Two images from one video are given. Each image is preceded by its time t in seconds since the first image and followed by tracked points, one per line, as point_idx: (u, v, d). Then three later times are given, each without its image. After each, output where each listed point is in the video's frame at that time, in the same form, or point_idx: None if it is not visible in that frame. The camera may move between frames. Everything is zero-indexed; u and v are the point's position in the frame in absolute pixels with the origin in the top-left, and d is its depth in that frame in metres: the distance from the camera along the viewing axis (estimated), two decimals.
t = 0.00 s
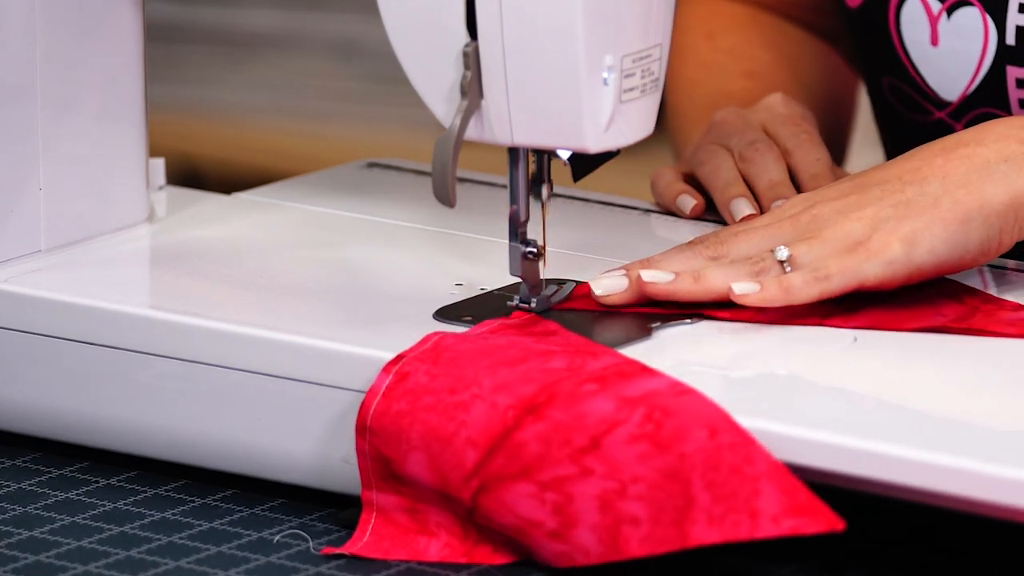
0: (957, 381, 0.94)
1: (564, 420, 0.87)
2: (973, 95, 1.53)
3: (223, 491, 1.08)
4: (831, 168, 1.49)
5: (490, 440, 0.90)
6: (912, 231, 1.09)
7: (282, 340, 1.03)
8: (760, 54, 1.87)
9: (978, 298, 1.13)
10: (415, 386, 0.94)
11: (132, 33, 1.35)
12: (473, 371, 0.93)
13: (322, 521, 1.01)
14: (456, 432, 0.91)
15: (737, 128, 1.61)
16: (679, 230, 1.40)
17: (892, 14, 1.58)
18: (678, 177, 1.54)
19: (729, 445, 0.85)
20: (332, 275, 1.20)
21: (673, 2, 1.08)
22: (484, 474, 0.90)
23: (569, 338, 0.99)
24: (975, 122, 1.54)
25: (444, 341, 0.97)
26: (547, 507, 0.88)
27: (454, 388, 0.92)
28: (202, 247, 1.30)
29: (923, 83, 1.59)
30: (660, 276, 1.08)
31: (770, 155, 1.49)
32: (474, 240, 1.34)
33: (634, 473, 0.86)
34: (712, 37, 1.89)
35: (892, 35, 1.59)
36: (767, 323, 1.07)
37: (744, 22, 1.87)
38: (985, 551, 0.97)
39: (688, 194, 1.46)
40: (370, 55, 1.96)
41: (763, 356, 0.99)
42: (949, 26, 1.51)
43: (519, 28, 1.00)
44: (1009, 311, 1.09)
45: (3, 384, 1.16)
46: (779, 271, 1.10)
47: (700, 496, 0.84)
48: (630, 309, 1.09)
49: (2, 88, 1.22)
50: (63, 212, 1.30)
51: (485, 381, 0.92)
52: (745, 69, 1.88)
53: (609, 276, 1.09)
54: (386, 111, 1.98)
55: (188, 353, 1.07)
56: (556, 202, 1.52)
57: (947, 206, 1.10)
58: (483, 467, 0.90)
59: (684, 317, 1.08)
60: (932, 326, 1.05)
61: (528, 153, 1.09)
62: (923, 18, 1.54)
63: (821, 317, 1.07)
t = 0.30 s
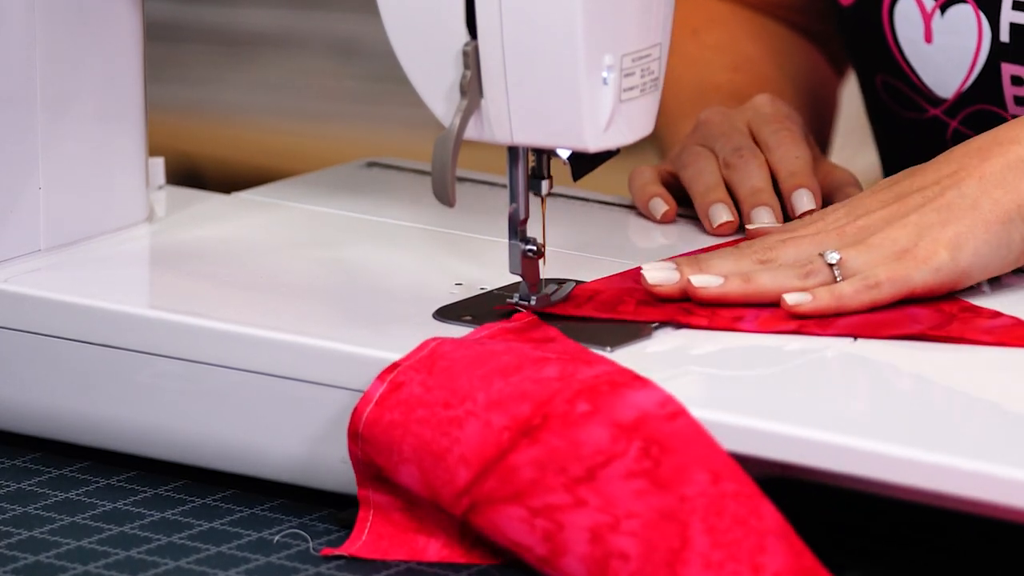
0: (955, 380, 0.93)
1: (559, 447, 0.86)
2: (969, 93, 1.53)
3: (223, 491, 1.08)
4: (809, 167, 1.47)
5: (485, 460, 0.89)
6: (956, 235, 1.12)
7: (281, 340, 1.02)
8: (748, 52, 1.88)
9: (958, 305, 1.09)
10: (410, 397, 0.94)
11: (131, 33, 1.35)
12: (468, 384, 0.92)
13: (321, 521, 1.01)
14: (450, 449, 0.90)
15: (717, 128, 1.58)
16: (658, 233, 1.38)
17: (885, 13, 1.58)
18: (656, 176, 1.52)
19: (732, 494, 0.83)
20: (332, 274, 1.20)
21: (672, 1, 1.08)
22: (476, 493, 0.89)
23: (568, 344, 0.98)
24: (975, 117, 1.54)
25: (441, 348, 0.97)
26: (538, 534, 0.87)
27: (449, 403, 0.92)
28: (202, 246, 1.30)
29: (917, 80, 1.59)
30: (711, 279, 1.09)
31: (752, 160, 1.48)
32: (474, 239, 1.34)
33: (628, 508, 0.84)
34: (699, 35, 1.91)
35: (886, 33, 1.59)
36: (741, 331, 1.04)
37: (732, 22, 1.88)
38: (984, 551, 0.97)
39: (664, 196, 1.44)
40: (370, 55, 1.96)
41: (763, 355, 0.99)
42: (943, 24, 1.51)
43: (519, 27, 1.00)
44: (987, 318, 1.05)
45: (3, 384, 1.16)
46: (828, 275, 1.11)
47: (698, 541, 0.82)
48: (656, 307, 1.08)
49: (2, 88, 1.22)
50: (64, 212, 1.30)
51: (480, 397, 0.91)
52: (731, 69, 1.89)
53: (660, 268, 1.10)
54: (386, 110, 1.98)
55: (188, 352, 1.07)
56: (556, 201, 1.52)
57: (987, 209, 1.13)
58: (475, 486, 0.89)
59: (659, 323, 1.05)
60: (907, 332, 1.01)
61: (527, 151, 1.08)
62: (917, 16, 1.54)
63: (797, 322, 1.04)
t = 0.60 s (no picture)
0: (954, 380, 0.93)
1: (545, 463, 0.86)
2: (970, 92, 1.53)
3: (223, 491, 1.08)
4: (794, 170, 1.42)
5: (472, 477, 0.89)
6: (948, 247, 1.10)
7: (282, 340, 1.03)
8: (743, 45, 1.89)
9: (936, 314, 1.08)
10: (393, 414, 0.93)
11: (132, 32, 1.35)
12: (451, 401, 0.91)
13: (322, 521, 1.01)
14: (434, 464, 0.90)
15: (705, 125, 1.54)
16: (637, 237, 1.37)
17: (888, 12, 1.57)
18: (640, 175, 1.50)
19: (724, 514, 0.84)
20: (332, 275, 1.20)
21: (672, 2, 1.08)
22: (461, 509, 0.89)
23: (549, 352, 0.97)
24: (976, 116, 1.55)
25: (420, 362, 0.95)
26: (523, 549, 0.86)
27: (433, 419, 0.91)
28: (203, 247, 1.30)
29: (919, 80, 1.59)
30: (697, 289, 1.08)
31: (738, 162, 1.43)
32: (473, 239, 1.34)
33: (615, 524, 0.84)
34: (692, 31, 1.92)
35: (888, 33, 1.59)
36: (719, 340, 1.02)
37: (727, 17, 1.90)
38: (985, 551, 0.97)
39: (646, 201, 1.41)
40: (370, 55, 1.96)
41: (766, 355, 0.99)
42: (945, 22, 1.50)
43: (519, 27, 1.00)
44: (967, 327, 1.03)
45: (3, 385, 1.16)
46: (816, 283, 1.10)
47: (690, 559, 0.83)
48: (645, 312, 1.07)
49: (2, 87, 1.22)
50: (64, 212, 1.30)
51: (464, 413, 0.90)
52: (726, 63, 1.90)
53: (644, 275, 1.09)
54: (385, 110, 1.98)
55: (188, 352, 1.07)
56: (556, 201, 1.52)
57: (981, 223, 1.11)
58: (460, 502, 0.89)
59: (639, 331, 1.03)
60: (885, 341, 1.00)
61: (527, 152, 1.08)
62: (919, 15, 1.53)
63: (776, 330, 1.03)
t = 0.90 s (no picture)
0: (952, 381, 0.93)
1: (539, 468, 0.86)
2: (971, 93, 1.53)
3: (223, 491, 1.08)
4: (778, 173, 1.39)
5: (463, 485, 0.88)
6: (932, 253, 1.08)
7: (281, 340, 1.03)
8: (740, 46, 1.93)
9: (917, 321, 1.07)
10: (382, 422, 0.93)
11: (131, 32, 1.35)
12: (441, 408, 0.91)
13: (321, 521, 1.01)
14: (425, 473, 0.89)
15: (694, 126, 1.50)
16: (621, 242, 1.35)
17: (889, 14, 1.58)
18: (626, 177, 1.47)
19: (719, 515, 0.84)
20: (332, 275, 1.20)
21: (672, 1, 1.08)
22: (454, 516, 0.88)
23: (532, 354, 0.96)
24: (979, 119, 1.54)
25: (405, 368, 0.95)
26: (518, 555, 0.86)
27: (422, 426, 0.91)
28: (203, 247, 1.30)
29: (919, 80, 1.59)
30: (678, 296, 1.05)
31: (723, 167, 1.40)
32: (473, 239, 1.34)
33: (612, 527, 0.84)
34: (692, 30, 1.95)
35: (889, 35, 1.59)
36: (699, 348, 1.01)
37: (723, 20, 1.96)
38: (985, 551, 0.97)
39: (630, 206, 1.39)
40: (370, 55, 1.96)
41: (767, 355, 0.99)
42: (945, 23, 1.50)
43: (519, 27, 1.00)
44: (947, 334, 1.02)
45: (3, 384, 1.15)
46: (798, 290, 1.07)
47: (686, 560, 0.83)
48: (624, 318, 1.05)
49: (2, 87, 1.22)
50: (64, 212, 1.30)
51: (454, 420, 0.90)
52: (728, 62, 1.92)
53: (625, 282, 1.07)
54: (386, 110, 1.98)
55: (188, 352, 1.07)
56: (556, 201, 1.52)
57: (964, 228, 1.09)
58: (452, 509, 0.88)
59: (617, 339, 1.01)
60: (866, 349, 0.99)
61: (527, 151, 1.08)
62: (919, 16, 1.53)
63: (756, 338, 1.01)
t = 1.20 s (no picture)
0: (936, 383, 0.93)
1: (526, 478, 0.86)
2: (970, 93, 1.53)
3: (223, 492, 1.08)
4: (766, 196, 1.36)
5: (450, 498, 0.87)
6: (910, 262, 1.06)
7: (281, 340, 1.03)
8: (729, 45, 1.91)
9: (894, 330, 1.05)
10: (363, 437, 0.92)
11: (131, 32, 1.35)
12: (421, 421, 0.91)
13: (321, 521, 1.01)
14: (411, 487, 0.89)
15: (687, 134, 1.47)
16: (601, 246, 1.33)
17: (887, 16, 1.58)
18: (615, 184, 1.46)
19: (711, 519, 0.84)
20: (333, 275, 1.20)
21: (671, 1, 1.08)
22: (444, 529, 0.88)
23: (503, 357, 0.96)
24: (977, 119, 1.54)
25: (377, 378, 0.94)
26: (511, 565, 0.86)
27: (404, 440, 0.90)
28: (203, 247, 1.30)
29: (919, 81, 1.59)
30: (654, 307, 1.03)
31: (711, 178, 1.38)
32: (473, 240, 1.34)
33: (604, 533, 0.83)
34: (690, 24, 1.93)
35: (889, 37, 1.59)
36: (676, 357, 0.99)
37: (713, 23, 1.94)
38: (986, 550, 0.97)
39: (613, 211, 1.38)
40: (371, 55, 1.96)
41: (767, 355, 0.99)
42: (944, 23, 1.50)
43: (519, 27, 1.00)
44: (924, 343, 1.01)
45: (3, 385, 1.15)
46: (775, 299, 1.06)
47: (679, 562, 0.82)
48: (600, 327, 1.04)
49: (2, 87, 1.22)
50: (64, 212, 1.30)
51: (436, 433, 0.89)
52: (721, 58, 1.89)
53: (603, 292, 1.05)
54: (386, 110, 1.98)
55: (188, 353, 1.07)
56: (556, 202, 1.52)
57: (944, 237, 1.07)
58: (441, 522, 0.88)
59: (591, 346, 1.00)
60: (843, 356, 0.97)
61: (527, 152, 1.08)
62: (919, 17, 1.53)
63: (732, 345, 1.00)
